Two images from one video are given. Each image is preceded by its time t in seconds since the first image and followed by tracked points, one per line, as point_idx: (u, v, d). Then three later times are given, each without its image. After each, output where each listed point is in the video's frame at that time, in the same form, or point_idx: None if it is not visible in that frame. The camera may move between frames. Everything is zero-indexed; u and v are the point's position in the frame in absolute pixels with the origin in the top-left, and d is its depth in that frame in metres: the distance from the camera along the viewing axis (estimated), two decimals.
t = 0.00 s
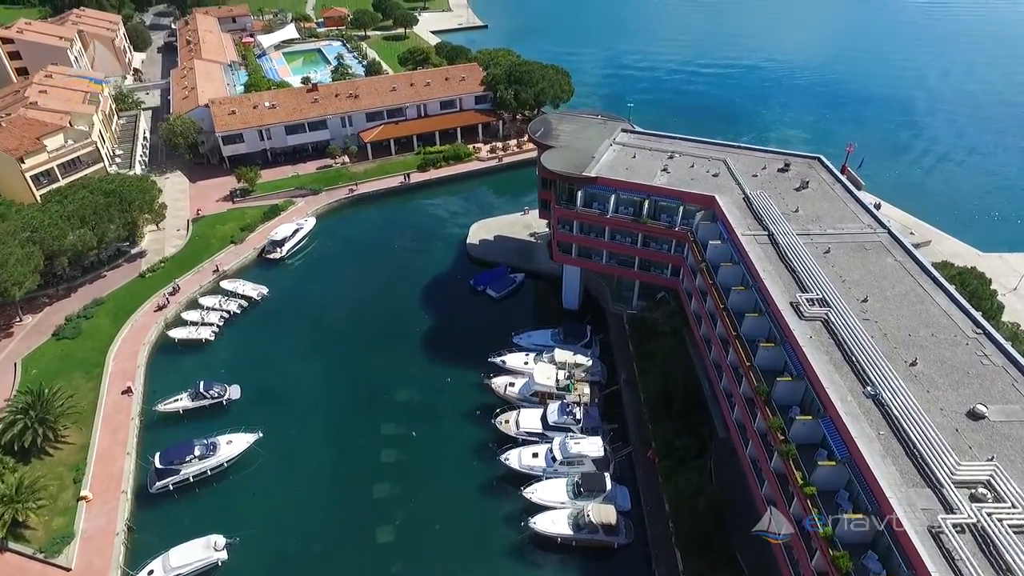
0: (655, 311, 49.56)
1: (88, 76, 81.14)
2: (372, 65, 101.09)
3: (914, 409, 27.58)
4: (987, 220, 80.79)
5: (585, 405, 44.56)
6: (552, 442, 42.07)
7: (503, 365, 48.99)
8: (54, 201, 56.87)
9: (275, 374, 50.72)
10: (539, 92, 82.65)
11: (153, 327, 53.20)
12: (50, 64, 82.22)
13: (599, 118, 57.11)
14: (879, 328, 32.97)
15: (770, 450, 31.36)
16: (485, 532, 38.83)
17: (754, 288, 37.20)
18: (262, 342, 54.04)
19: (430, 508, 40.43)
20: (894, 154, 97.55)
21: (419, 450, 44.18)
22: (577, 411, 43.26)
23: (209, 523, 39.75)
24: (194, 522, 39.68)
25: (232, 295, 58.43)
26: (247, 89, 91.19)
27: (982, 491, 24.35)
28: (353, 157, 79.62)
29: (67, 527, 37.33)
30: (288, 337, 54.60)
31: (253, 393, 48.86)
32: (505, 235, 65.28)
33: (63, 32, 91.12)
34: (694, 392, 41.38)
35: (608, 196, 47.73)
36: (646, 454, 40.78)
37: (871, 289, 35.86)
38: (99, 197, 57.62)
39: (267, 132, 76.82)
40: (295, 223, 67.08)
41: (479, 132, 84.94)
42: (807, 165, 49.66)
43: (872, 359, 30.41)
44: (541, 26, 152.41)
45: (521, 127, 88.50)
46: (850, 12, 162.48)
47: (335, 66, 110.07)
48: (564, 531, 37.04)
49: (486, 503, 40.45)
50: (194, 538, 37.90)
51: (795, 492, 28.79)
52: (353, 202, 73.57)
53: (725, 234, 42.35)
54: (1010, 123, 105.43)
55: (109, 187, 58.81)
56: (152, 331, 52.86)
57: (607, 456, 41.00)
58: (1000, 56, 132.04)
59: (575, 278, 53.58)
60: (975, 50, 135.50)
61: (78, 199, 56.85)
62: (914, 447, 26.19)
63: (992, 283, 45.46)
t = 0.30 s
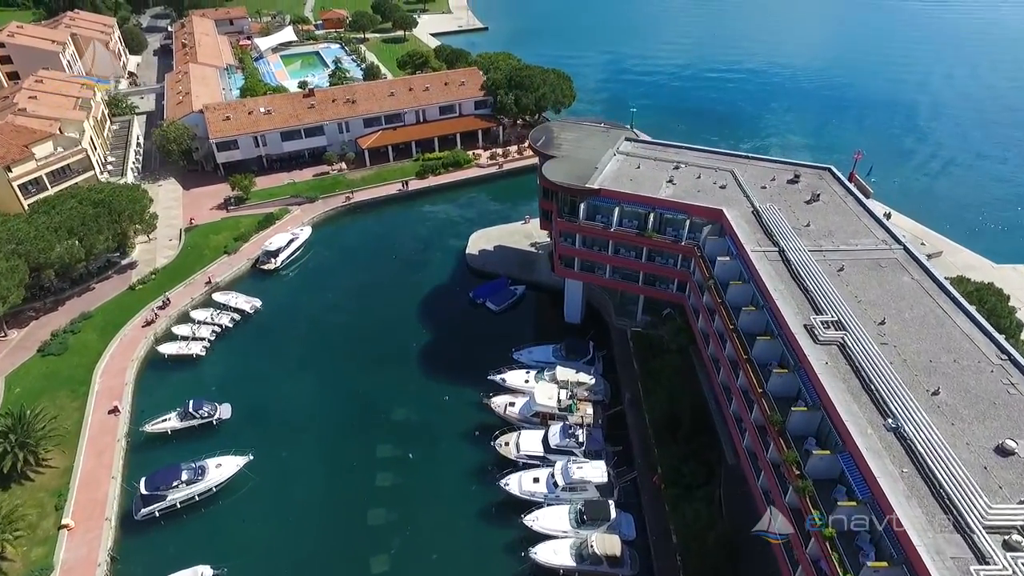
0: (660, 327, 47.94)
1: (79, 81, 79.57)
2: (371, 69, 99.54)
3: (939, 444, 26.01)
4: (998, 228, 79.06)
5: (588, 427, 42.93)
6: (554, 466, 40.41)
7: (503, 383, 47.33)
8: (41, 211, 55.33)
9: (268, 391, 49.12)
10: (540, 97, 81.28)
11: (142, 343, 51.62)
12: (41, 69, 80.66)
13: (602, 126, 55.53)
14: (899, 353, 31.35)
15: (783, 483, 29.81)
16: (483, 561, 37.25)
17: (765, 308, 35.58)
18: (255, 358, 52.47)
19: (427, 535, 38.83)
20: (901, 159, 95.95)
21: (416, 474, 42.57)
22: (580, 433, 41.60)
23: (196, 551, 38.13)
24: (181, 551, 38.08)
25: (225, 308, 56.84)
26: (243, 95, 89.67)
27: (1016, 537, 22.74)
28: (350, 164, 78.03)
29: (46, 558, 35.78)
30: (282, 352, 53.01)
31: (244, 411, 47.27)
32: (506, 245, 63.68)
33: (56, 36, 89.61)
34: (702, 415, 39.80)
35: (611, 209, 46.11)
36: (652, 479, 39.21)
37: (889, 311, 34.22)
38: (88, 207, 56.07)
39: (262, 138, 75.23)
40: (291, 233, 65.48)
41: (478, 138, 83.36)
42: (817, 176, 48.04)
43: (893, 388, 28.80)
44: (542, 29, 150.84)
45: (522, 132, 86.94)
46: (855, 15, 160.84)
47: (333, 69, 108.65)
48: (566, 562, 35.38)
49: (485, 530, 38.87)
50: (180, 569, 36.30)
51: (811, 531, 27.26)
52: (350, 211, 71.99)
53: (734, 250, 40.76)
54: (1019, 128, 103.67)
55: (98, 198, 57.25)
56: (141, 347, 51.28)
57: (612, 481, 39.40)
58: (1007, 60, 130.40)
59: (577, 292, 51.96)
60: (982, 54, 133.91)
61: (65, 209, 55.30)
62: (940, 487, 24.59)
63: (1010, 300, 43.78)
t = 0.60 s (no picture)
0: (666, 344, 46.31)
1: (72, 86, 78.11)
2: (369, 73, 97.91)
3: (969, 485, 24.42)
4: (1009, 237, 77.30)
5: (592, 450, 41.35)
6: (556, 493, 38.75)
7: (503, 403, 45.70)
8: (28, 223, 53.77)
9: (260, 410, 47.47)
10: (541, 103, 79.56)
11: (131, 359, 50.02)
12: (33, 74, 79.22)
13: (606, 135, 53.91)
14: (920, 382, 29.73)
15: (800, 521, 28.25)
16: None
17: (778, 331, 33.96)
18: (248, 375, 50.84)
19: (423, 565, 37.20)
20: (909, 165, 94.21)
21: (413, 499, 40.91)
22: (583, 458, 39.95)
23: None
24: None
25: (217, 322, 55.21)
26: (239, 100, 88.19)
27: None
28: (348, 171, 76.39)
29: None
30: (276, 369, 51.38)
31: (235, 432, 45.67)
32: (506, 256, 62.03)
33: (49, 39, 88.10)
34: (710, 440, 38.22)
35: (616, 222, 44.45)
36: (659, 507, 37.66)
37: (908, 335, 32.61)
38: (76, 219, 54.49)
39: (258, 145, 73.65)
40: (286, 243, 63.86)
41: (479, 144, 81.69)
42: (828, 188, 46.39)
43: (917, 422, 27.22)
44: (543, 31, 149.40)
45: (523, 138, 85.31)
46: (860, 18, 159.11)
47: (331, 72, 107.20)
48: None
49: (484, 560, 37.24)
50: None
51: None
52: (347, 220, 70.36)
53: (745, 268, 39.11)
54: None
55: (87, 209, 55.69)
56: (129, 364, 49.68)
57: (617, 509, 37.82)
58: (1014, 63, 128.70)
59: (580, 307, 50.31)
60: (990, 58, 132.14)
61: (53, 221, 53.74)
62: (971, 534, 23.01)
63: None
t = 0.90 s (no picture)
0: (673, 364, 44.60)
1: (63, 91, 76.50)
2: (366, 77, 96.24)
3: (1004, 532, 22.76)
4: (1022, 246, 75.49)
5: (595, 477, 39.69)
6: (559, 523, 37.12)
7: (504, 425, 44.07)
8: (13, 235, 52.10)
9: (251, 432, 45.77)
10: (542, 109, 77.88)
11: (118, 378, 48.34)
12: (23, 80, 77.64)
13: (609, 145, 52.25)
14: (946, 415, 28.04)
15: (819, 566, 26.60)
16: None
17: (793, 358, 32.24)
18: (239, 393, 49.18)
19: None
20: (917, 171, 92.49)
21: (409, 528, 39.21)
22: (587, 486, 38.32)
23: None
24: None
25: (209, 337, 53.54)
26: (234, 105, 86.59)
27: None
28: (344, 178, 74.70)
29: None
30: (268, 387, 49.65)
31: (225, 454, 44.04)
32: (507, 268, 60.36)
33: (40, 43, 86.53)
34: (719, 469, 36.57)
35: (620, 238, 42.72)
36: (666, 539, 36.04)
37: (931, 362, 30.92)
38: (63, 232, 52.80)
39: (252, 153, 72.03)
40: (280, 254, 62.17)
41: (478, 151, 80.01)
42: (841, 202, 44.67)
43: (944, 460, 25.53)
44: (543, 34, 147.77)
45: (524, 144, 83.63)
46: (864, 20, 157.38)
47: (329, 76, 105.57)
48: None
49: None
50: None
51: None
52: (343, 229, 68.67)
53: (756, 287, 37.47)
54: None
55: (74, 220, 53.99)
56: (116, 382, 48.00)
57: (622, 541, 36.17)
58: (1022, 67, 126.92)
59: (583, 324, 48.62)
60: (997, 61, 130.40)
61: (38, 233, 52.06)
62: None
63: None
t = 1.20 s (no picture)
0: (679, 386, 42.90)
1: (53, 97, 74.81)
2: (364, 82, 94.61)
3: None
4: None
5: (599, 506, 38.05)
6: (562, 556, 35.40)
7: (504, 449, 42.38)
8: None
9: (242, 455, 44.07)
10: (544, 115, 76.17)
11: (104, 397, 46.65)
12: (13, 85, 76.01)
13: (613, 155, 50.57)
14: (974, 452, 26.32)
15: None
16: None
17: (810, 387, 30.53)
18: (230, 413, 47.50)
19: None
20: (925, 177, 90.86)
21: (405, 559, 37.51)
22: (591, 517, 36.59)
23: None
24: None
25: (199, 353, 51.87)
26: (229, 110, 84.93)
27: None
28: (341, 186, 72.98)
29: None
30: (259, 407, 47.95)
31: (214, 478, 42.38)
32: (507, 280, 58.65)
33: (32, 47, 84.95)
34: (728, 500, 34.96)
35: (626, 254, 41.02)
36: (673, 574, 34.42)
37: (955, 393, 29.19)
38: (48, 244, 51.07)
39: (247, 160, 70.35)
40: (274, 265, 60.50)
41: (478, 157, 78.27)
42: (854, 216, 42.86)
43: (976, 505, 23.84)
44: (544, 36, 146.08)
45: (525, 151, 81.95)
46: (869, 22, 155.71)
47: (327, 80, 103.90)
48: None
49: None
50: None
51: None
52: (339, 239, 66.98)
53: (768, 309, 35.76)
54: None
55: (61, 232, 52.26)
56: (102, 402, 46.32)
57: None
58: None
59: (585, 342, 46.94)
60: (1004, 64, 128.67)
61: (23, 246, 50.35)
62: None
63: None
